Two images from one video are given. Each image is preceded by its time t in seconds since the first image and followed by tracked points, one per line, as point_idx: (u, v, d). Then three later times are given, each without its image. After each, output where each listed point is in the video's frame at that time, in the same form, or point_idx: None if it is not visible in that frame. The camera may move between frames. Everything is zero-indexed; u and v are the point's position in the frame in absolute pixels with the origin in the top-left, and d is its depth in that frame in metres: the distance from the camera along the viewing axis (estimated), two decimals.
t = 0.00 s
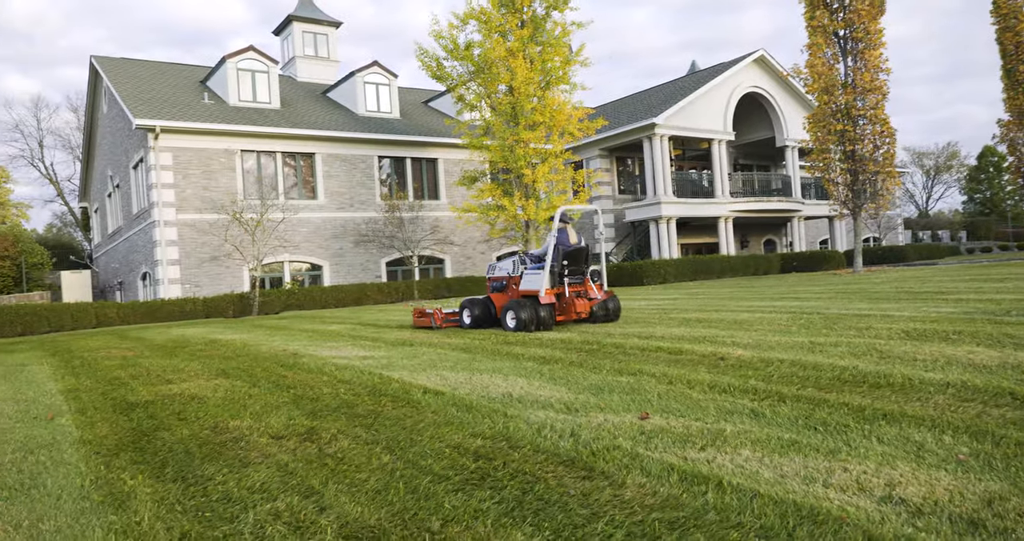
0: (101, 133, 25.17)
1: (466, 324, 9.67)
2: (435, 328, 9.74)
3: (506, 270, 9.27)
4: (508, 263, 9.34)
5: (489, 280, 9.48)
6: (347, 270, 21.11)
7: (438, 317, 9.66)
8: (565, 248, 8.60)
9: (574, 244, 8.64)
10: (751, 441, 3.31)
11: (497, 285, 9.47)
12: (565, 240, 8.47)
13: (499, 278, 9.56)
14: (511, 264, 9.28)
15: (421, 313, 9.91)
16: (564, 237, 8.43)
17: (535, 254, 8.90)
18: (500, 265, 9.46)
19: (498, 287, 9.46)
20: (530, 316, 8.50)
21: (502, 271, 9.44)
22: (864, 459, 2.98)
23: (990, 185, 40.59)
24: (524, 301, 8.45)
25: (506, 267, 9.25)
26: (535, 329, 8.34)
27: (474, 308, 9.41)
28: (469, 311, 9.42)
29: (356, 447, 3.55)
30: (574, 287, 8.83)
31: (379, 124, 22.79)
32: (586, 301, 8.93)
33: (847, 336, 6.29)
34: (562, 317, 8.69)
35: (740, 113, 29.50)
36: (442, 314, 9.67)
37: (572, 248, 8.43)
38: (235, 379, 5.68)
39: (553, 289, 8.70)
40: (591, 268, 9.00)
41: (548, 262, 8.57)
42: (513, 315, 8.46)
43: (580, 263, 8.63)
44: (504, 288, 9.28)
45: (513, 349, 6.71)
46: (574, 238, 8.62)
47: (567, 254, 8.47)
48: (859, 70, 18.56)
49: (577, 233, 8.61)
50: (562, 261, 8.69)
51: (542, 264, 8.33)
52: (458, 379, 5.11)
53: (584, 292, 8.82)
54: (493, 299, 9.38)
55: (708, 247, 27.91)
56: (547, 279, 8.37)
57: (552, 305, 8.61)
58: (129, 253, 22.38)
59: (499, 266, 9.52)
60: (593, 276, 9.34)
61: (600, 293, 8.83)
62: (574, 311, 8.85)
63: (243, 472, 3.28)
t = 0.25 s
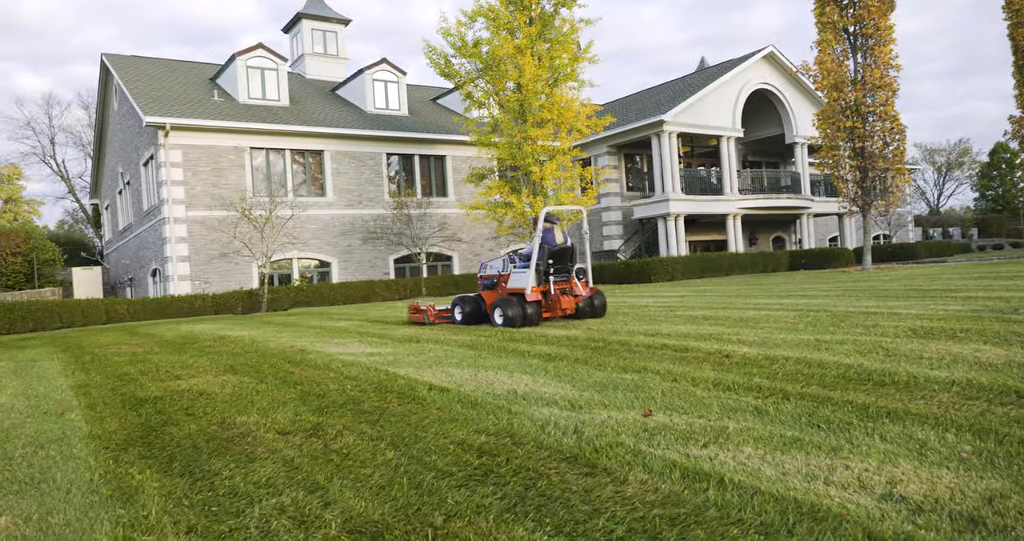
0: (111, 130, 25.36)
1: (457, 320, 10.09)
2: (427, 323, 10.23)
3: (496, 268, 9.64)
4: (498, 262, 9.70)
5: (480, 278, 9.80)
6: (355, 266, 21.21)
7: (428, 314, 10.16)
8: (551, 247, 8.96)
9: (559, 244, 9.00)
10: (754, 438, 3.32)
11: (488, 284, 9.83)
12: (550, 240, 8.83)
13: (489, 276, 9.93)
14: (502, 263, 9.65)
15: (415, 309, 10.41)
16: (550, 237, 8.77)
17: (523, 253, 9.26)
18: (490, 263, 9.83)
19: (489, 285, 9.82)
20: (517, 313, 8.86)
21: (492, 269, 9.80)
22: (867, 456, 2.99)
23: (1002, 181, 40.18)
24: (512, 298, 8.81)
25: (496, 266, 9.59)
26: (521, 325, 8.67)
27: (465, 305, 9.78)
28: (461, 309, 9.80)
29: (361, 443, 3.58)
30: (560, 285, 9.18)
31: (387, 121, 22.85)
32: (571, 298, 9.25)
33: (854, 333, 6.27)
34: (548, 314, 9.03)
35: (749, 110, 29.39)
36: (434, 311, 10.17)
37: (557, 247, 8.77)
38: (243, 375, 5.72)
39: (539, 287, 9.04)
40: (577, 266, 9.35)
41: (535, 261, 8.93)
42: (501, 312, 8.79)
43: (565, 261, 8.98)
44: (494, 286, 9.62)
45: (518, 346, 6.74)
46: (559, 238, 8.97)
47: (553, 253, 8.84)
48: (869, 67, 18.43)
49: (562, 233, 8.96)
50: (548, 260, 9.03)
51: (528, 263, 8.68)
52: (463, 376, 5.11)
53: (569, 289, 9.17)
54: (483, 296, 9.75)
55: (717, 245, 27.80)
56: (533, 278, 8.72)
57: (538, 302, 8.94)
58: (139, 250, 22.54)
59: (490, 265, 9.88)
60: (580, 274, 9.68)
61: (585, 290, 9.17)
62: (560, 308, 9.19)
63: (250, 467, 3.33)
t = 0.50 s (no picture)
0: (116, 127, 25.50)
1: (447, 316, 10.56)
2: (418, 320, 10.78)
3: (483, 266, 10.03)
4: (486, 261, 10.09)
5: (469, 276, 10.24)
6: (359, 263, 21.27)
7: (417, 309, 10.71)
8: (535, 246, 9.35)
9: (544, 243, 9.40)
10: (753, 435, 3.33)
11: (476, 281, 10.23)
12: (534, 239, 9.22)
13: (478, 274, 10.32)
14: (489, 262, 10.03)
15: (408, 306, 10.98)
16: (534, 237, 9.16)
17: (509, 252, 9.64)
18: (479, 262, 10.23)
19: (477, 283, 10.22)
20: (502, 310, 9.24)
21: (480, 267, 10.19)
22: (865, 453, 3.00)
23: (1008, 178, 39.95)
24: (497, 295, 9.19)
25: (484, 264, 9.99)
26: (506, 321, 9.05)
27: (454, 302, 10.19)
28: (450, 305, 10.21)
29: (363, 439, 3.61)
30: (544, 283, 9.57)
31: (392, 118, 22.89)
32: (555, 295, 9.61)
33: (855, 331, 6.27)
34: (532, 311, 9.43)
35: (753, 107, 29.33)
36: (425, 306, 10.75)
37: (541, 247, 9.17)
38: (246, 372, 5.76)
39: (524, 285, 9.43)
40: (561, 265, 9.74)
41: (519, 260, 9.33)
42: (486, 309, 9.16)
43: (548, 260, 9.37)
44: (482, 283, 10.00)
45: (521, 343, 6.75)
46: (543, 238, 9.36)
47: (536, 252, 9.23)
48: (873, 64, 18.37)
49: (546, 233, 9.35)
50: (532, 259, 9.41)
51: (512, 261, 9.06)
52: (465, 373, 5.12)
53: (553, 287, 9.57)
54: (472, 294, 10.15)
55: (720, 242, 27.77)
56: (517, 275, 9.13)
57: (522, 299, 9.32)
58: (144, 247, 22.62)
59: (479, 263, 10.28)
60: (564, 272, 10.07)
61: (569, 288, 9.52)
62: (544, 305, 9.58)
63: (253, 462, 3.36)
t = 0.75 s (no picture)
0: (120, 124, 25.57)
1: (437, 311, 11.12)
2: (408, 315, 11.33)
3: (472, 263, 10.62)
4: (475, 259, 10.67)
5: (458, 273, 10.84)
6: (362, 260, 21.29)
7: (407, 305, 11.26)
8: (520, 245, 9.97)
9: (529, 241, 10.02)
10: (753, 432, 3.34)
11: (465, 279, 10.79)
12: (519, 238, 9.82)
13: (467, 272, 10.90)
14: (478, 260, 10.61)
15: (399, 302, 11.52)
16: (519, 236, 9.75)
17: (496, 250, 10.25)
18: (468, 260, 10.82)
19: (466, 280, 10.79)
20: (488, 306, 9.79)
21: (469, 265, 10.76)
22: (864, 450, 3.01)
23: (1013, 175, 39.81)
24: (484, 291, 9.77)
25: (473, 262, 10.59)
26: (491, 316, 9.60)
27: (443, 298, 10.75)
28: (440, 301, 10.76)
29: (365, 435, 3.62)
30: (529, 279, 10.18)
31: (394, 115, 22.90)
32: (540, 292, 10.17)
33: (857, 328, 6.27)
34: (517, 306, 10.01)
35: (756, 104, 29.29)
36: (416, 303, 11.30)
37: (525, 245, 9.76)
38: (249, 368, 5.78)
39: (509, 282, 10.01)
40: (545, 262, 10.34)
41: (505, 258, 9.93)
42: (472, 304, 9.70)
43: (533, 258, 9.97)
44: (471, 281, 10.58)
45: (522, 340, 6.77)
46: (528, 236, 9.99)
47: (521, 250, 9.85)
48: (877, 61, 18.31)
49: (531, 232, 9.95)
50: (518, 257, 10.00)
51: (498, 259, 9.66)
52: (467, 371, 5.14)
53: (537, 284, 10.16)
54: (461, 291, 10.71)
55: (723, 240, 27.74)
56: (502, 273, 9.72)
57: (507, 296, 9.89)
58: (147, 244, 22.68)
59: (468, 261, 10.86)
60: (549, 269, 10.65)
61: (553, 285, 10.10)
62: (529, 301, 10.18)
63: (255, 458, 3.37)
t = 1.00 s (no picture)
0: (122, 121, 25.56)
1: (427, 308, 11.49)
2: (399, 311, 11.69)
3: (462, 261, 10.99)
4: (465, 257, 11.04)
5: (448, 271, 11.21)
6: (364, 257, 21.28)
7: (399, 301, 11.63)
8: (508, 244, 10.40)
9: (516, 241, 10.44)
10: (758, 430, 3.32)
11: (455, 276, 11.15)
12: (507, 237, 10.20)
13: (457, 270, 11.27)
14: (468, 258, 10.98)
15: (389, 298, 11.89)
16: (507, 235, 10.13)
17: (484, 248, 10.62)
18: (458, 258, 11.19)
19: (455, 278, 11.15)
20: (476, 303, 10.14)
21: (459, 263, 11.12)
22: (870, 449, 2.99)
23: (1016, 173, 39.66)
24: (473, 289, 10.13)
25: (462, 260, 10.98)
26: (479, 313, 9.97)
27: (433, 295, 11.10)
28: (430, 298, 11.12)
29: (368, 433, 3.61)
30: (516, 278, 10.58)
31: (397, 112, 22.86)
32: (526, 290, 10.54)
33: (861, 326, 6.25)
34: (504, 303, 10.38)
35: (759, 101, 29.21)
36: (406, 299, 11.66)
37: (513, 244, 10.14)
38: (252, 365, 5.78)
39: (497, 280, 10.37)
40: (532, 261, 10.76)
41: (493, 256, 10.31)
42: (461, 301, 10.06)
43: (520, 257, 10.35)
44: (460, 278, 10.92)
45: (525, 337, 6.76)
46: (516, 236, 10.41)
47: (509, 249, 10.26)
48: (881, 58, 18.23)
49: (518, 231, 10.34)
50: (505, 255, 10.38)
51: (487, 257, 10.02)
52: (470, 367, 5.13)
53: (524, 282, 10.53)
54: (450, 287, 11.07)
55: (726, 237, 27.70)
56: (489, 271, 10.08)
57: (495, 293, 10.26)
58: (150, 241, 22.69)
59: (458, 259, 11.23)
60: (535, 268, 11.04)
61: (539, 283, 10.48)
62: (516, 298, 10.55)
63: (259, 455, 3.37)
